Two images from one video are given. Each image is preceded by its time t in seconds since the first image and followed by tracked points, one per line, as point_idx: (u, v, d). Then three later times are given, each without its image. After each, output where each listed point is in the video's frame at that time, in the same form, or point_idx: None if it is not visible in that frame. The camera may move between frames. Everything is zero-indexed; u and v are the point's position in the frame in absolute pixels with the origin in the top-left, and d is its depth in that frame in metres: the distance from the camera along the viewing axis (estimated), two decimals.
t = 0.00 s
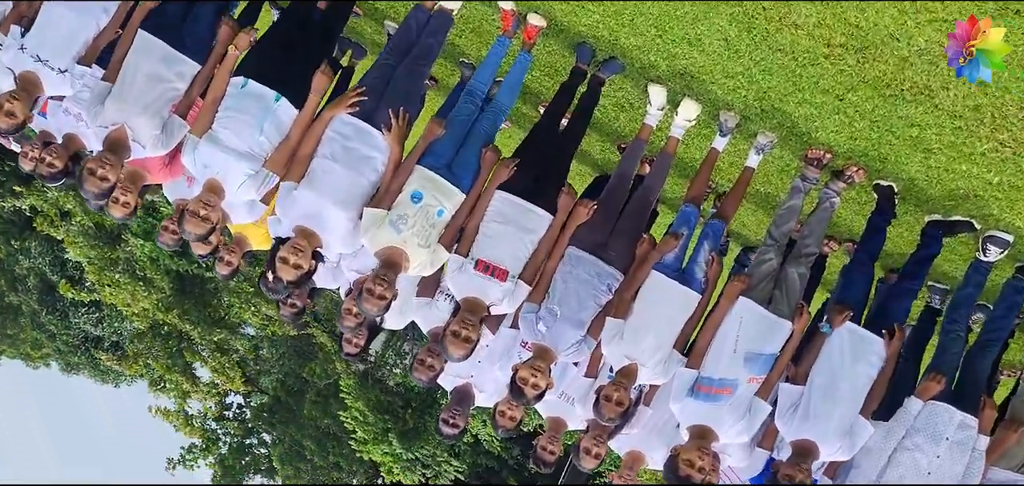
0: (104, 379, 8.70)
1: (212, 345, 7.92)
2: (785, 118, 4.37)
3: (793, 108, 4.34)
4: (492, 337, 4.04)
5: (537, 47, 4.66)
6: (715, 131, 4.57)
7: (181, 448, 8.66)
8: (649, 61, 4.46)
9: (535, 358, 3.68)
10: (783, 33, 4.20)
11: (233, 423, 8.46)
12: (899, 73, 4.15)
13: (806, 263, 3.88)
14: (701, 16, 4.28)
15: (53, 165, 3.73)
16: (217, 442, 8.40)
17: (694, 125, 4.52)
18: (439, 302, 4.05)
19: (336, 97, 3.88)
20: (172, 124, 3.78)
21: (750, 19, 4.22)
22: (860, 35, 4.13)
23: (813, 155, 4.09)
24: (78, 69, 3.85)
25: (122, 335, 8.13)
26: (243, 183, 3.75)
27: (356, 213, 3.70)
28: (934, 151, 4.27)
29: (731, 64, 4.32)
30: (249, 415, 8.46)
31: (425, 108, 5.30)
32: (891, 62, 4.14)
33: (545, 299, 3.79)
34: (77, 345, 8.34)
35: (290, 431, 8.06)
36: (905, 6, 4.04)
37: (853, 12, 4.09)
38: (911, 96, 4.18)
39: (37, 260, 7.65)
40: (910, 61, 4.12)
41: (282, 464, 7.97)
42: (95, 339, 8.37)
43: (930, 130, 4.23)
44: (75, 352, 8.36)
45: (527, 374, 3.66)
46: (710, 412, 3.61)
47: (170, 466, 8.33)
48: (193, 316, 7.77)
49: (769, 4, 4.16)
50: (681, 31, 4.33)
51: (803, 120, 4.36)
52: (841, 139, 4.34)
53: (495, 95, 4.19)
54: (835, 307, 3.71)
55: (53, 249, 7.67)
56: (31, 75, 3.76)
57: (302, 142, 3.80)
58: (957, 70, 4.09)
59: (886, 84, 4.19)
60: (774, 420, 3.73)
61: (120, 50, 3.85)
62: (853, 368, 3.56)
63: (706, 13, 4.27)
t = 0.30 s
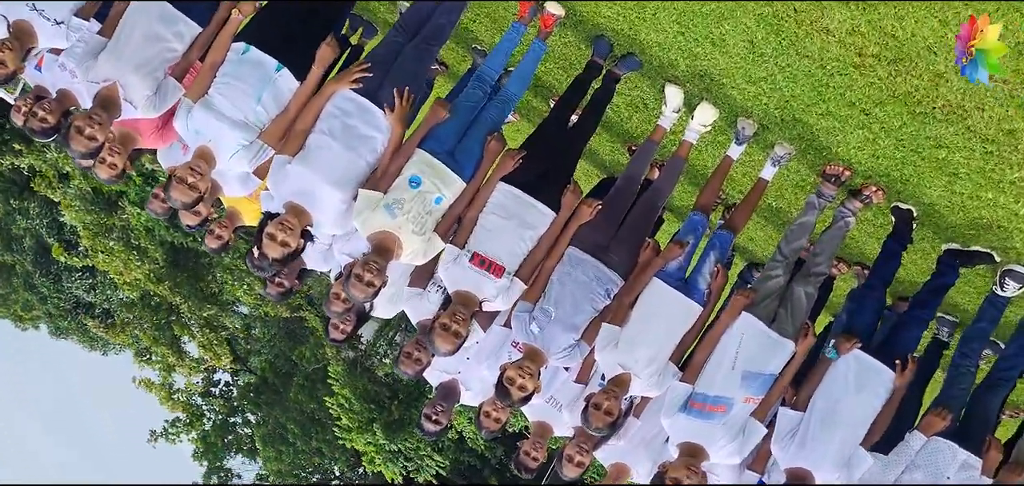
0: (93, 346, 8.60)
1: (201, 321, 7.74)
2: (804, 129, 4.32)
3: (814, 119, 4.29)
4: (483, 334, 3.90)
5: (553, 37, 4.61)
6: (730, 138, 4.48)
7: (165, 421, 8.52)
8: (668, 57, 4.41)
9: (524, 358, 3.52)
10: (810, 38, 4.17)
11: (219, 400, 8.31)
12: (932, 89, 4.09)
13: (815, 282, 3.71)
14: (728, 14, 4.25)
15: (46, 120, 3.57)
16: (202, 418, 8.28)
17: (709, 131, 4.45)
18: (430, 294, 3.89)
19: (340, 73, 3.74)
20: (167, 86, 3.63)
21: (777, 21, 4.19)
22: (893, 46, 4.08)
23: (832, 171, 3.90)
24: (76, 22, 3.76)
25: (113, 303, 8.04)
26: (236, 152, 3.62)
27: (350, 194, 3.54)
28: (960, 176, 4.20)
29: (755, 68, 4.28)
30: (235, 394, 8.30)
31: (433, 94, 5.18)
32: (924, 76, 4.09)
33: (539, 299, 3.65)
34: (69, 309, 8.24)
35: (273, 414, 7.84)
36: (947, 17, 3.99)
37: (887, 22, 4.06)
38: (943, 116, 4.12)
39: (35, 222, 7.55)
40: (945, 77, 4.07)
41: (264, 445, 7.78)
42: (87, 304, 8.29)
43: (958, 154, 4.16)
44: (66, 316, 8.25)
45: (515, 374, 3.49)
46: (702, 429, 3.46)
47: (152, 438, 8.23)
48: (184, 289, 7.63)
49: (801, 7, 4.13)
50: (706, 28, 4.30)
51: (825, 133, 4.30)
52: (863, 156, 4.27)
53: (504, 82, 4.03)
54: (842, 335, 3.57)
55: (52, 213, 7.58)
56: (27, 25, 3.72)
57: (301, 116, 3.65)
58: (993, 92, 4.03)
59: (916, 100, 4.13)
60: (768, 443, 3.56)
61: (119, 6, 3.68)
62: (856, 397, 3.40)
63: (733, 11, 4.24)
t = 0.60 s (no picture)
0: (84, 313, 8.48)
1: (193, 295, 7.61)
2: (828, 143, 4.17)
3: (839, 132, 4.14)
4: (475, 330, 3.76)
5: (573, 29, 4.54)
6: (748, 148, 4.38)
7: (150, 393, 8.32)
8: (691, 56, 4.29)
9: (516, 359, 3.36)
10: (844, 45, 3.98)
11: (206, 376, 8.11)
12: (971, 109, 3.89)
13: (825, 304, 3.55)
14: (760, 14, 4.09)
15: (38, 73, 3.44)
16: (189, 393, 8.04)
17: (728, 137, 4.34)
18: (423, 284, 3.76)
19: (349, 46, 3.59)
20: (166, 44, 3.50)
21: (812, 25, 4.00)
22: (934, 60, 3.87)
23: (851, 189, 3.74)
24: None
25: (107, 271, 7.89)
26: (234, 121, 3.45)
27: (348, 172, 3.38)
28: (989, 203, 4.03)
29: (783, 73, 4.13)
30: (223, 372, 8.14)
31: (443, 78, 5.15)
32: (964, 94, 3.88)
33: (536, 299, 3.49)
34: (62, 273, 8.10)
35: (259, 395, 7.70)
36: (996, 31, 3.75)
37: (930, 33, 3.84)
38: (978, 137, 3.93)
39: (36, 183, 7.46)
40: (985, 96, 3.86)
41: (249, 425, 7.53)
42: (80, 270, 8.17)
43: (990, 180, 3.99)
44: (58, 280, 8.08)
45: (505, 374, 3.34)
46: (696, 447, 3.30)
47: (136, 409, 7.91)
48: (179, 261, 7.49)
49: (838, 11, 3.94)
50: (735, 27, 4.15)
51: (849, 149, 4.15)
52: (887, 176, 4.12)
53: (517, 70, 3.88)
54: (851, 362, 3.39)
55: (53, 174, 7.48)
56: None
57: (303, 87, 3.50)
58: None
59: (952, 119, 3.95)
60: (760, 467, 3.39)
61: None
62: (860, 427, 3.22)
63: (765, 11, 4.08)
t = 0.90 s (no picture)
0: (79, 275, 8.51)
1: (188, 267, 7.44)
2: (852, 155, 4.07)
3: (864, 143, 4.03)
4: (468, 321, 3.59)
5: (596, 18, 4.54)
6: (766, 155, 4.30)
7: (139, 362, 8.21)
8: (717, 52, 4.23)
9: (509, 355, 3.22)
10: (880, 50, 3.85)
11: (197, 350, 7.98)
12: (1010, 128, 3.73)
13: (834, 323, 3.44)
14: (794, 13, 3.98)
15: (42, 21, 3.35)
16: (177, 365, 7.92)
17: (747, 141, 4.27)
18: (420, 272, 3.63)
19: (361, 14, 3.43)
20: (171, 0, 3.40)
21: (847, 27, 3.88)
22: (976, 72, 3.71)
23: (873, 207, 3.68)
24: None
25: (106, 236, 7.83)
26: (235, 84, 3.32)
27: (352, 146, 3.25)
28: (1018, 230, 3.89)
29: (813, 76, 4.03)
30: (214, 346, 8.02)
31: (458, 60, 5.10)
32: (1005, 112, 3.72)
33: (535, 294, 3.35)
34: (60, 235, 8.00)
35: (248, 372, 7.60)
36: None
37: (974, 43, 3.69)
38: (1013, 157, 3.77)
39: (40, 142, 7.33)
40: None
41: (234, 401, 7.40)
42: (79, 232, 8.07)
43: (1021, 206, 3.84)
44: (57, 241, 8.00)
45: (496, 370, 3.19)
46: (688, 461, 3.16)
47: (124, 378, 7.87)
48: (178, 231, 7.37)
49: (879, 13, 3.80)
50: (766, 25, 4.07)
51: (874, 163, 4.04)
52: (911, 194, 3.99)
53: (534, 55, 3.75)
54: (856, 384, 3.27)
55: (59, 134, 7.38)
56: None
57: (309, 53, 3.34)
58: None
59: (988, 137, 3.79)
60: None
61: None
62: (859, 453, 3.05)
63: (800, 10, 3.96)
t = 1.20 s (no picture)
0: (78, 239, 8.40)
1: (185, 238, 7.27)
2: (874, 172, 3.95)
3: (888, 158, 3.91)
4: (462, 314, 3.45)
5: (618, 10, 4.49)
6: (783, 165, 4.19)
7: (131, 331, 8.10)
8: (743, 54, 4.14)
9: (501, 350, 3.09)
10: (915, 60, 3.70)
11: (190, 322, 7.76)
12: None
13: (841, 345, 3.29)
14: (829, 16, 3.85)
15: None
16: (168, 336, 7.69)
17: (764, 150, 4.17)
18: (415, 257, 3.49)
19: None
20: None
21: (885, 34, 3.74)
22: (1019, 90, 3.55)
23: (891, 227, 3.58)
24: None
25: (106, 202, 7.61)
26: (238, 46, 3.18)
27: (354, 119, 3.11)
28: None
29: (841, 83, 3.91)
30: (206, 321, 7.89)
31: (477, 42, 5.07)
32: None
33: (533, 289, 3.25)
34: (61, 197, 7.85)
35: (239, 350, 7.50)
36: None
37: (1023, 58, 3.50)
38: None
39: (50, 102, 7.27)
40: None
41: (221, 377, 7.24)
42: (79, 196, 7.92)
43: None
44: (57, 203, 7.87)
45: (487, 367, 3.05)
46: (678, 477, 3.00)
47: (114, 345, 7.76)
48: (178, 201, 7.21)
49: (919, 21, 3.65)
50: (799, 26, 3.94)
51: (896, 181, 3.91)
52: (933, 216, 3.87)
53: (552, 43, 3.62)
54: (859, 410, 3.12)
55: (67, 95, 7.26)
56: None
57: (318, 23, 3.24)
58: None
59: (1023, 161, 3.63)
60: None
61: None
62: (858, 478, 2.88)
63: (836, 12, 3.83)
